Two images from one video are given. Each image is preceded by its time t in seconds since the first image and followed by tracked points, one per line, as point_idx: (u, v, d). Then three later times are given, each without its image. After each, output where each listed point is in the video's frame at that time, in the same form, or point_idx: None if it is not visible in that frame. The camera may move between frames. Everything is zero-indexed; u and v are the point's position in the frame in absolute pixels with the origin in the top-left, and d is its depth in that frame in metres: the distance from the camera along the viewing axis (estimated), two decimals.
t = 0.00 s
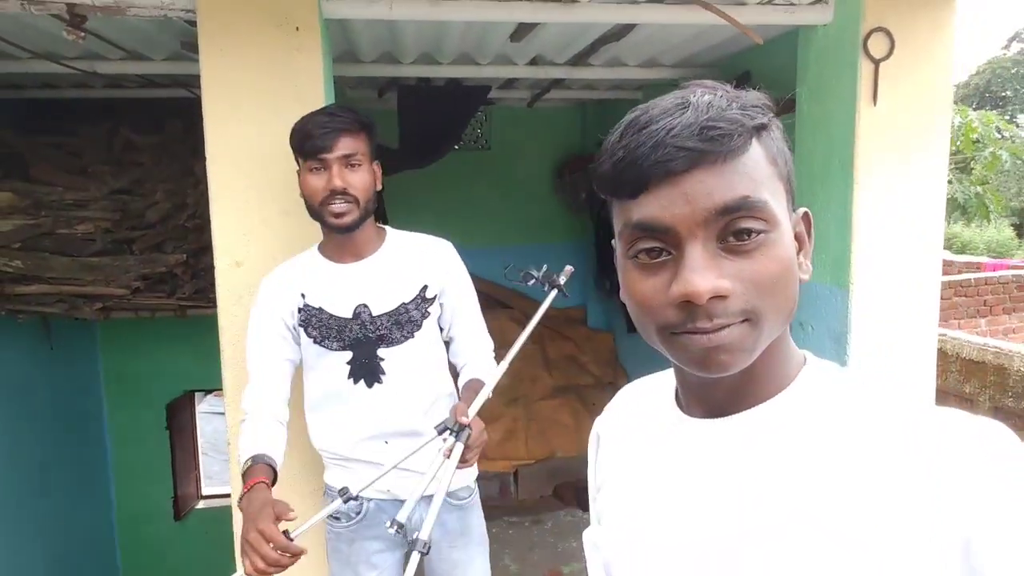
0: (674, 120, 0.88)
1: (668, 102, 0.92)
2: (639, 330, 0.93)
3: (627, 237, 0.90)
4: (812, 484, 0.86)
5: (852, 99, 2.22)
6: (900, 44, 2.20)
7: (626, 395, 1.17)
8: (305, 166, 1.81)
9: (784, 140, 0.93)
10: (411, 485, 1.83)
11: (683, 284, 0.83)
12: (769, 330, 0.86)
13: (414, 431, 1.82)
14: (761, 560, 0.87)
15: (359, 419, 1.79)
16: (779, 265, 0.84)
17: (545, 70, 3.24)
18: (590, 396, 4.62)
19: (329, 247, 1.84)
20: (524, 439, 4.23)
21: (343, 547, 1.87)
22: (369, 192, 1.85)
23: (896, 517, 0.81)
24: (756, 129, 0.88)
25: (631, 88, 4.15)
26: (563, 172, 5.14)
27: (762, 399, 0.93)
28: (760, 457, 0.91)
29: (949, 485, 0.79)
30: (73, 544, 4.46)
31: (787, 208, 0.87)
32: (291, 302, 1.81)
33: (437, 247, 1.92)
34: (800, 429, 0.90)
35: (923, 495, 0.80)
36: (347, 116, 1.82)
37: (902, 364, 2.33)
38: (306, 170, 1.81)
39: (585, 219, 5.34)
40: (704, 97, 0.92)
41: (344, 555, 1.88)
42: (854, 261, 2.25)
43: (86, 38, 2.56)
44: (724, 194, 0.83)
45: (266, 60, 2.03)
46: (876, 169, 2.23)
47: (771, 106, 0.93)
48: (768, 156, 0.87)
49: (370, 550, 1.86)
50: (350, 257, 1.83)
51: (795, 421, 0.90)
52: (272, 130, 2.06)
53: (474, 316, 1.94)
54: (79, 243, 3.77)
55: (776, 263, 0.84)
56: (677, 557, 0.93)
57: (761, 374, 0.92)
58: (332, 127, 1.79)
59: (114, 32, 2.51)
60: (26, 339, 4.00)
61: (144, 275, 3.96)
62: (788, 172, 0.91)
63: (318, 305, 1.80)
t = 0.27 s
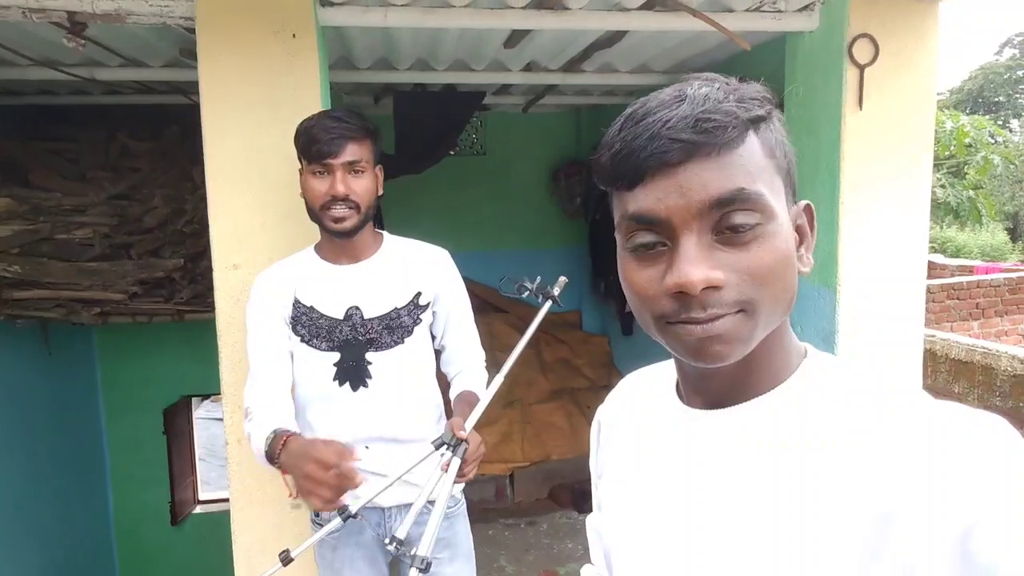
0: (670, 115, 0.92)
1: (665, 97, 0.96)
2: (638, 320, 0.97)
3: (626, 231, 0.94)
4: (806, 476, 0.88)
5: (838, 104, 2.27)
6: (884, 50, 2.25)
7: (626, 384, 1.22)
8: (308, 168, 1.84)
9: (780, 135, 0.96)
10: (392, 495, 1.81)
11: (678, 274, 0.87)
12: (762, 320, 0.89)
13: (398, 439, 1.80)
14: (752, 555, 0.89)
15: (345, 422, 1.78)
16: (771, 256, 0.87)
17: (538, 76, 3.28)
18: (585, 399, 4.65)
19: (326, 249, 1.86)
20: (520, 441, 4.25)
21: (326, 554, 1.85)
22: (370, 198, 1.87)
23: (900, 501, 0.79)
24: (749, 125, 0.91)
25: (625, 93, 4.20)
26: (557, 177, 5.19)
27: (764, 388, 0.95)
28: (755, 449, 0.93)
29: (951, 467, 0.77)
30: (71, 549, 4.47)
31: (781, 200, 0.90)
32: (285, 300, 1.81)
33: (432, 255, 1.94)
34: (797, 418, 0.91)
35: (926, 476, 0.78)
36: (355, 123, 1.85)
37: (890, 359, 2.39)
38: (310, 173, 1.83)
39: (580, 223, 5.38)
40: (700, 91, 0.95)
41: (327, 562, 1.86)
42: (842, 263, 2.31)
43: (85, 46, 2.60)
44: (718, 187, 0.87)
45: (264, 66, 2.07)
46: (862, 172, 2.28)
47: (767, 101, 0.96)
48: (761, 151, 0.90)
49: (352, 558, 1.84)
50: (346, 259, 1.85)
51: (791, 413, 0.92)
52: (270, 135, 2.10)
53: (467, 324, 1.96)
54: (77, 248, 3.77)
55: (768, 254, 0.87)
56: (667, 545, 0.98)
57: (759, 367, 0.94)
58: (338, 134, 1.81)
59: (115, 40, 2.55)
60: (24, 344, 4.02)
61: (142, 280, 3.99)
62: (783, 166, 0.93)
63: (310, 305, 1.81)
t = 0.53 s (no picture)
0: (613, 134, 0.92)
1: (624, 112, 0.95)
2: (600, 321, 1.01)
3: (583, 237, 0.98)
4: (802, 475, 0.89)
5: (830, 108, 2.30)
6: (874, 54, 2.28)
7: (632, 384, 1.25)
8: (338, 167, 1.85)
9: (742, 151, 0.89)
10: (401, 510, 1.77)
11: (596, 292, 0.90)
12: (684, 341, 0.88)
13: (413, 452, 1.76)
14: (733, 559, 0.90)
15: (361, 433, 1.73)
16: (688, 281, 0.85)
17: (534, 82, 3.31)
18: (583, 403, 4.67)
19: (350, 250, 1.83)
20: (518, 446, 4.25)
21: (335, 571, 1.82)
22: (398, 200, 1.86)
23: (895, 501, 0.80)
24: (685, 146, 0.87)
25: (620, 99, 4.23)
26: (554, 182, 5.21)
27: (757, 392, 0.97)
28: (752, 450, 0.94)
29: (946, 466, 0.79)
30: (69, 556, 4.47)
31: (716, 223, 0.86)
32: (305, 305, 1.76)
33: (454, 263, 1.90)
34: (793, 417, 0.93)
35: (925, 476, 0.79)
36: (385, 123, 1.87)
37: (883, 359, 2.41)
38: (339, 171, 1.84)
39: (578, 229, 5.40)
40: (657, 105, 0.92)
41: None
42: (835, 266, 2.33)
43: (84, 55, 2.62)
44: (636, 210, 0.87)
45: (262, 75, 2.09)
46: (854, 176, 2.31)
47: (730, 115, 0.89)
48: (695, 174, 0.86)
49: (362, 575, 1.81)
50: (370, 265, 1.82)
51: (788, 412, 0.93)
52: (268, 142, 2.12)
53: (488, 337, 1.92)
54: (74, 254, 3.81)
55: (683, 279, 0.85)
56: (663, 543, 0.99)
57: (748, 369, 0.96)
58: (367, 131, 1.82)
59: (113, 48, 2.57)
60: (21, 351, 4.02)
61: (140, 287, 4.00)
62: (733, 186, 0.87)
63: (331, 310, 1.76)
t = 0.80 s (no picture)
0: (649, 119, 0.93)
1: (654, 101, 0.97)
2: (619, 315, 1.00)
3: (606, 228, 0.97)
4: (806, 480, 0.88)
5: (830, 110, 2.30)
6: (874, 56, 2.29)
7: (634, 384, 1.23)
8: (367, 165, 1.87)
9: (769, 142, 0.93)
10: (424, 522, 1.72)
11: (637, 273, 0.89)
12: (725, 325, 0.89)
13: (439, 465, 1.73)
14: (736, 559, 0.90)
15: (387, 443, 1.71)
16: (734, 263, 0.87)
17: (533, 85, 3.31)
18: (584, 407, 4.66)
19: (375, 254, 1.82)
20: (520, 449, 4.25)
21: None
22: (425, 203, 1.87)
23: (897, 503, 0.81)
24: (726, 132, 0.90)
25: (619, 102, 4.24)
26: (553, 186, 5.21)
27: (755, 390, 0.96)
28: (752, 453, 0.93)
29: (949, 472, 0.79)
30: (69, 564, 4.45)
31: (754, 207, 0.89)
32: (328, 312, 1.76)
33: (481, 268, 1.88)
34: (791, 418, 0.91)
35: (925, 478, 0.80)
36: (418, 124, 1.88)
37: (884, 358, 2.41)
38: (368, 169, 1.86)
39: (578, 232, 5.40)
40: (690, 95, 0.95)
41: None
42: (836, 267, 2.34)
43: (84, 60, 2.62)
44: (683, 190, 0.88)
45: (263, 81, 2.09)
46: (854, 177, 2.32)
47: (759, 107, 0.94)
48: (736, 159, 0.89)
49: None
50: (394, 271, 1.82)
51: (784, 412, 0.92)
52: (269, 146, 2.12)
53: (520, 346, 1.87)
54: (73, 260, 3.81)
55: (730, 261, 0.86)
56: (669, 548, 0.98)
57: (749, 365, 0.95)
58: (397, 130, 1.84)
59: (113, 53, 2.56)
60: (21, 358, 4.01)
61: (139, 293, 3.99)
62: (766, 173, 0.91)
63: (354, 319, 1.76)
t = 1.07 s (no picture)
0: (669, 117, 0.93)
1: (669, 102, 0.97)
2: (631, 318, 0.97)
3: (621, 227, 0.95)
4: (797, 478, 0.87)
5: (832, 111, 2.29)
6: (875, 57, 2.28)
7: (626, 394, 1.23)
8: (352, 169, 1.83)
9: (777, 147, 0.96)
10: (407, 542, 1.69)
11: (666, 268, 0.87)
12: (750, 322, 0.88)
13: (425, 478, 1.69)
14: (734, 561, 0.88)
15: (372, 455, 1.68)
16: (760, 258, 0.87)
17: (533, 86, 3.29)
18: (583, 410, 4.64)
19: (364, 259, 1.80)
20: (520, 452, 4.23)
21: None
22: (415, 205, 1.84)
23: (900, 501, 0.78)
24: (747, 131, 0.92)
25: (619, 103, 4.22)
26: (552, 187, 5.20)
27: (756, 398, 0.95)
28: (747, 455, 0.92)
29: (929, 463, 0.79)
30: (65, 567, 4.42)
31: (773, 207, 0.90)
32: (314, 314, 1.74)
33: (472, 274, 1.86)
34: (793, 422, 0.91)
35: (926, 476, 0.77)
36: (405, 124, 1.84)
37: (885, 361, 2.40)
38: (354, 174, 1.82)
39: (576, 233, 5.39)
40: (704, 98, 0.96)
41: None
42: (838, 268, 2.32)
43: (79, 61, 2.59)
44: (712, 185, 0.88)
45: (261, 79, 2.07)
46: (856, 179, 2.30)
47: (770, 112, 0.96)
48: (757, 159, 0.91)
49: None
50: (385, 274, 1.79)
51: (786, 418, 0.92)
52: (266, 149, 2.09)
53: (513, 356, 1.88)
54: (70, 263, 3.80)
55: (757, 256, 0.87)
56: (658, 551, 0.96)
57: (752, 372, 0.95)
58: (383, 131, 1.80)
59: (108, 54, 2.54)
60: (18, 361, 3.98)
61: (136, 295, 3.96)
62: (779, 175, 0.93)
63: (342, 321, 1.73)
